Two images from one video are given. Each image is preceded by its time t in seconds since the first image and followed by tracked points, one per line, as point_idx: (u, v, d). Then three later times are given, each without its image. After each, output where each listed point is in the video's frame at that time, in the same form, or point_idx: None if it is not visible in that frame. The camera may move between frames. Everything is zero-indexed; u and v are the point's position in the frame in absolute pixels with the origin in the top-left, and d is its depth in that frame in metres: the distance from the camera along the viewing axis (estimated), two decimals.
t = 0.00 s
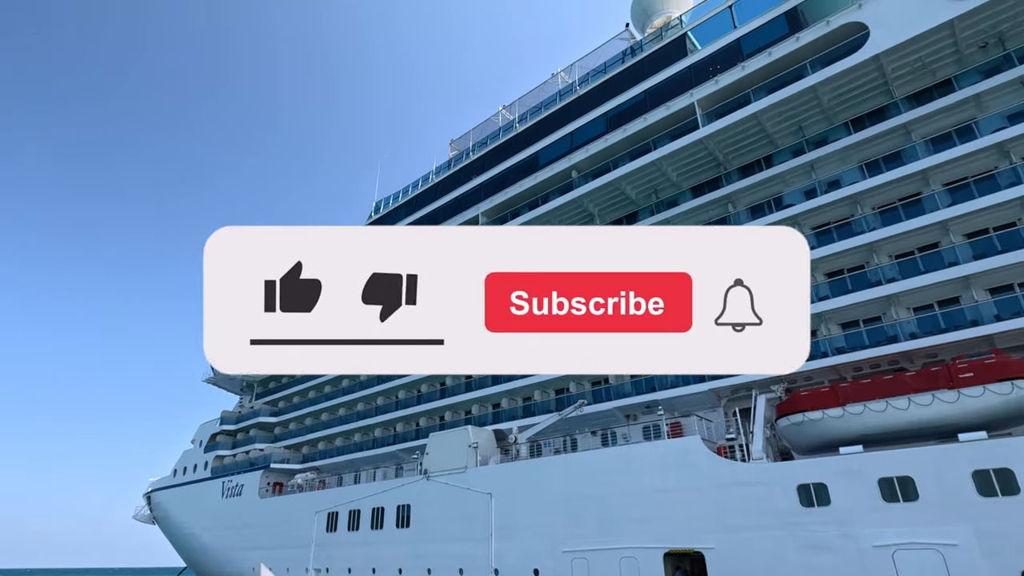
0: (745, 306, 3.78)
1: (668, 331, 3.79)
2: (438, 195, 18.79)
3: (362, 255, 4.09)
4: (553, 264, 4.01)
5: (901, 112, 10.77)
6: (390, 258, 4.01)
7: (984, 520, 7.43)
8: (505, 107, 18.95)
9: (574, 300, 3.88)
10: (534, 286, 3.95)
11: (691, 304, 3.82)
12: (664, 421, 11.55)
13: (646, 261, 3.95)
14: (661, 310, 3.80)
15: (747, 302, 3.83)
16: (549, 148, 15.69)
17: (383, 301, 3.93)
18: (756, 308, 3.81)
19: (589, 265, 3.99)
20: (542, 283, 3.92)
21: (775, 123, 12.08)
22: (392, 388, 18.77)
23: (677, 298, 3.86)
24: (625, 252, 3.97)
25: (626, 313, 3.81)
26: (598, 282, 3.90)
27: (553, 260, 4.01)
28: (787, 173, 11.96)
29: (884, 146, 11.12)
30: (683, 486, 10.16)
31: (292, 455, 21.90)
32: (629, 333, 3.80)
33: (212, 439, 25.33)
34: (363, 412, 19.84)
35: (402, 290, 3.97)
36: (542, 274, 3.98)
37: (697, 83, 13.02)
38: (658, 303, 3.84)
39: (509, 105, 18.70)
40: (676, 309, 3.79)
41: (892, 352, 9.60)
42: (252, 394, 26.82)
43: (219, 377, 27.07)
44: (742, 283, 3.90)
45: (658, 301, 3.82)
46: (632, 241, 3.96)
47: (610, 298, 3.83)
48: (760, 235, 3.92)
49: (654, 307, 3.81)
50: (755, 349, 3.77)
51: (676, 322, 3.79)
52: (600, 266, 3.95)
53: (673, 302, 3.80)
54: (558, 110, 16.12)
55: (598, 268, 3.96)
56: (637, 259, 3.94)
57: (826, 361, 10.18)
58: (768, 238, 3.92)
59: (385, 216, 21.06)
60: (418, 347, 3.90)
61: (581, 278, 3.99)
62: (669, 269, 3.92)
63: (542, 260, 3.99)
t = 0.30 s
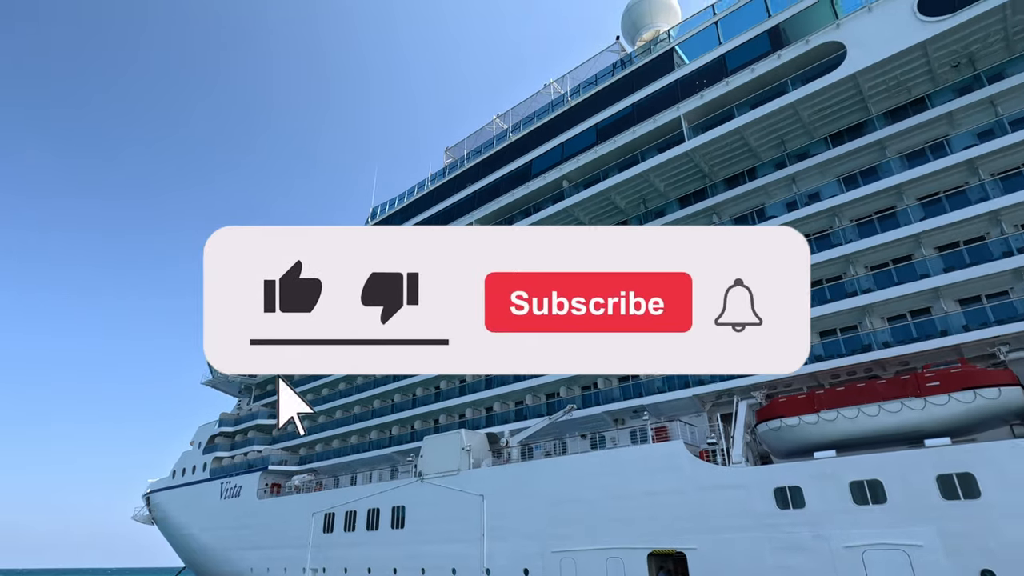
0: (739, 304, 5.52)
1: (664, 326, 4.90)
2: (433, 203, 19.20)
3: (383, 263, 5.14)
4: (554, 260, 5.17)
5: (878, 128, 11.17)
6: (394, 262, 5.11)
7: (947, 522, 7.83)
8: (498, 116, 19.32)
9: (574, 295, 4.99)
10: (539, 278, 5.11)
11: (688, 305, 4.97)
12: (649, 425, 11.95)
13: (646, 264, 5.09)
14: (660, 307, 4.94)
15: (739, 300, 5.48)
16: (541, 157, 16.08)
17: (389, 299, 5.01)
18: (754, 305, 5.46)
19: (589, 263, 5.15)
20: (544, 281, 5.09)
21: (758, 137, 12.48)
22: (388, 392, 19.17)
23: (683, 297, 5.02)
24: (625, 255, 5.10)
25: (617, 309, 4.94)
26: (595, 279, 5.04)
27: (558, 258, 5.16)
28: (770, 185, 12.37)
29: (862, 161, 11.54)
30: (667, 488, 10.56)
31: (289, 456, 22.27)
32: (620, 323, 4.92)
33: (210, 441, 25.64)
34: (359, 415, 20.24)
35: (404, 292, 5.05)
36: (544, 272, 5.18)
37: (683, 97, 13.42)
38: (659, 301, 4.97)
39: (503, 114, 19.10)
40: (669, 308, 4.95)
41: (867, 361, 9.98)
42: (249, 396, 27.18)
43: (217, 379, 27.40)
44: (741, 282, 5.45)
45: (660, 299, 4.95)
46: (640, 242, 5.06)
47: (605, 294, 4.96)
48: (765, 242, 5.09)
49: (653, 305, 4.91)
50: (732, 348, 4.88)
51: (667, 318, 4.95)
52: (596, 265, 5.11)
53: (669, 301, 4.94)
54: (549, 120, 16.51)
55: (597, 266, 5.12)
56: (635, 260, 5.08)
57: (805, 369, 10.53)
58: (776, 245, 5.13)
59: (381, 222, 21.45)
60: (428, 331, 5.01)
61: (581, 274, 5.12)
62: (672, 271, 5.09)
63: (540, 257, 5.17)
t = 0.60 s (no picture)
0: (742, 301, 8.24)
1: (664, 321, 7.72)
2: (428, 210, 19.58)
3: (388, 273, 8.09)
4: (562, 273, 8.01)
5: (856, 143, 11.57)
6: (396, 269, 8.07)
7: (912, 523, 8.24)
8: (492, 124, 19.72)
9: (583, 297, 7.88)
10: (543, 284, 8.07)
11: (686, 304, 7.77)
12: (635, 429, 12.33)
13: (649, 274, 7.99)
14: (663, 307, 7.78)
15: (743, 298, 8.25)
16: (533, 167, 16.47)
17: (391, 300, 7.89)
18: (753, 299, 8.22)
19: (587, 274, 8.00)
20: (543, 286, 8.05)
21: (742, 150, 12.86)
22: (383, 395, 19.52)
23: (677, 297, 7.81)
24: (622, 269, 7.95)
25: (620, 307, 7.84)
26: (600, 285, 7.91)
27: (559, 271, 8.02)
28: (752, 197, 12.76)
29: (840, 174, 11.94)
30: (650, 489, 10.96)
31: (286, 458, 22.61)
32: (628, 317, 7.82)
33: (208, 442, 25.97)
34: (355, 417, 20.60)
35: (405, 293, 7.93)
36: (544, 279, 8.09)
37: (670, 110, 13.81)
38: (660, 301, 7.82)
39: (497, 123, 19.48)
40: (669, 307, 7.75)
41: (841, 369, 10.35)
42: (246, 398, 27.51)
43: (214, 381, 27.71)
44: (740, 283, 8.35)
45: (660, 299, 7.80)
46: (622, 255, 7.96)
47: (607, 296, 7.87)
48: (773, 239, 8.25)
49: (654, 304, 7.77)
50: (718, 350, 7.90)
51: (670, 315, 7.76)
52: (600, 275, 7.96)
53: (667, 300, 7.80)
54: (541, 130, 16.90)
55: (599, 277, 7.97)
56: (636, 271, 7.97)
57: (783, 375, 10.89)
58: (781, 242, 8.29)
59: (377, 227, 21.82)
60: (427, 328, 7.91)
61: (581, 283, 8.00)
62: (674, 275, 8.01)
63: (541, 270, 8.10)
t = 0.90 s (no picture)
0: (742, 301, 7.63)
1: (665, 322, 7.09)
2: (423, 216, 19.97)
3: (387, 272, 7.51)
4: (561, 274, 7.42)
5: (834, 157, 11.99)
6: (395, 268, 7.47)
7: (879, 524, 8.65)
8: (485, 132, 20.12)
9: (582, 297, 7.27)
10: (542, 284, 7.45)
11: (688, 304, 7.16)
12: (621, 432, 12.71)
13: (649, 273, 7.40)
14: (663, 307, 7.14)
15: (743, 297, 7.66)
16: (524, 175, 16.86)
17: (391, 300, 7.30)
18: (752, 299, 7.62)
19: (587, 273, 7.40)
20: (542, 285, 7.44)
21: (725, 162, 13.24)
22: (378, 397, 19.87)
23: (678, 297, 7.22)
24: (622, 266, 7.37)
25: (620, 307, 7.20)
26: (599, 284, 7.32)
27: (558, 270, 7.43)
28: (735, 208, 13.16)
29: (819, 187, 12.35)
30: (634, 491, 11.35)
31: (282, 458, 22.95)
32: (628, 318, 7.16)
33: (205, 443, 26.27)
34: (350, 419, 20.97)
35: (405, 293, 7.33)
36: (544, 279, 7.47)
37: (656, 122, 14.21)
38: (661, 301, 7.20)
39: (489, 130, 19.86)
40: (670, 307, 7.12)
41: (817, 375, 10.74)
42: (243, 400, 27.85)
43: (211, 382, 28.00)
44: (740, 283, 7.66)
45: (661, 299, 7.19)
46: (623, 254, 7.37)
47: (607, 295, 7.26)
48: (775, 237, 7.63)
49: (654, 304, 7.13)
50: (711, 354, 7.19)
51: (670, 315, 7.14)
52: (599, 274, 7.38)
53: (668, 300, 7.20)
54: (532, 139, 17.28)
55: (598, 275, 7.39)
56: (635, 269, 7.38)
57: (763, 382, 11.27)
58: (779, 240, 7.67)
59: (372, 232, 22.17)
60: (427, 329, 7.26)
61: (581, 282, 7.41)
62: (674, 274, 7.42)
63: (541, 268, 7.50)
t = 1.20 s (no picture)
0: (742, 301, 7.02)
1: (665, 323, 6.57)
2: (417, 220, 20.35)
3: (387, 271, 7.08)
4: (559, 273, 6.84)
5: (812, 169, 12.42)
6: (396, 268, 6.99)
7: (847, 524, 9.07)
8: (478, 138, 20.51)
9: (582, 297, 6.72)
10: (542, 283, 6.86)
11: (688, 304, 6.63)
12: (607, 434, 13.11)
13: (649, 273, 6.80)
14: (663, 307, 6.60)
15: (742, 298, 7.03)
16: (515, 182, 17.25)
17: (391, 300, 6.89)
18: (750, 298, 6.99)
19: (586, 272, 6.82)
20: (543, 285, 6.84)
21: (709, 172, 13.65)
22: (372, 398, 20.23)
23: (680, 297, 6.69)
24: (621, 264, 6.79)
25: (620, 308, 6.64)
26: (598, 284, 6.76)
27: (558, 268, 6.86)
28: (719, 217, 13.56)
29: (799, 197, 12.78)
30: (617, 491, 11.75)
31: (277, 458, 23.29)
32: (628, 319, 6.60)
33: (201, 442, 26.58)
34: (344, 419, 21.34)
35: (404, 293, 6.92)
36: (544, 278, 6.88)
37: (643, 132, 14.62)
38: (660, 301, 6.66)
39: (482, 137, 20.23)
40: (670, 307, 6.57)
41: (792, 380, 11.06)
42: (239, 400, 28.17)
43: (207, 383, 28.29)
44: (739, 282, 6.90)
45: (661, 299, 6.64)
46: (623, 252, 6.82)
47: (606, 295, 6.71)
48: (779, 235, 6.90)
49: (654, 304, 6.61)
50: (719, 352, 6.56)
51: (671, 315, 6.59)
52: (598, 274, 6.81)
53: (670, 300, 6.65)
54: (524, 146, 17.66)
55: (597, 274, 6.82)
56: (635, 268, 6.81)
57: (742, 386, 11.63)
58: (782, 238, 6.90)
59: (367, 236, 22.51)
60: (428, 329, 6.86)
61: (581, 282, 6.84)
62: (674, 274, 6.80)
63: (541, 268, 6.91)
